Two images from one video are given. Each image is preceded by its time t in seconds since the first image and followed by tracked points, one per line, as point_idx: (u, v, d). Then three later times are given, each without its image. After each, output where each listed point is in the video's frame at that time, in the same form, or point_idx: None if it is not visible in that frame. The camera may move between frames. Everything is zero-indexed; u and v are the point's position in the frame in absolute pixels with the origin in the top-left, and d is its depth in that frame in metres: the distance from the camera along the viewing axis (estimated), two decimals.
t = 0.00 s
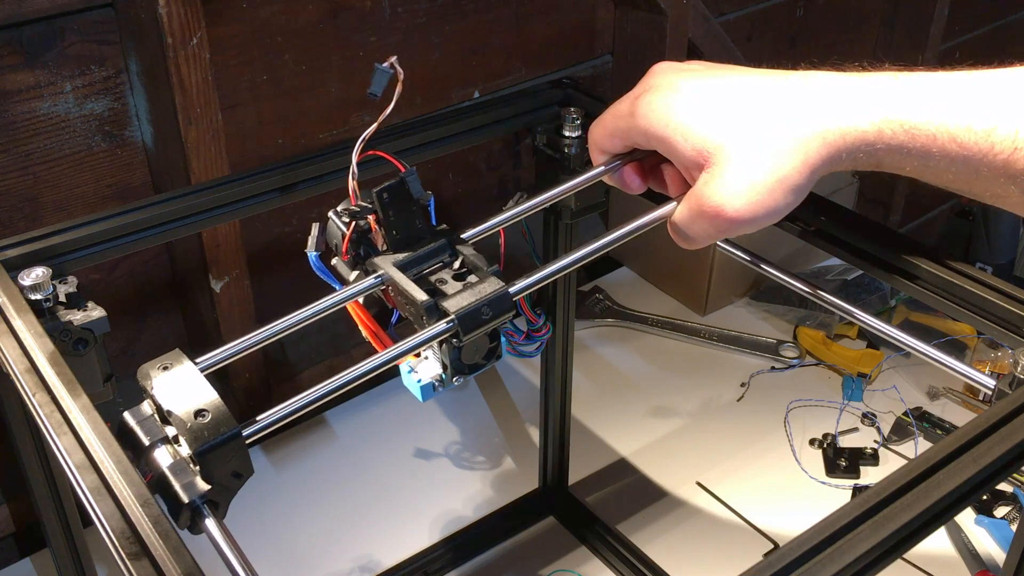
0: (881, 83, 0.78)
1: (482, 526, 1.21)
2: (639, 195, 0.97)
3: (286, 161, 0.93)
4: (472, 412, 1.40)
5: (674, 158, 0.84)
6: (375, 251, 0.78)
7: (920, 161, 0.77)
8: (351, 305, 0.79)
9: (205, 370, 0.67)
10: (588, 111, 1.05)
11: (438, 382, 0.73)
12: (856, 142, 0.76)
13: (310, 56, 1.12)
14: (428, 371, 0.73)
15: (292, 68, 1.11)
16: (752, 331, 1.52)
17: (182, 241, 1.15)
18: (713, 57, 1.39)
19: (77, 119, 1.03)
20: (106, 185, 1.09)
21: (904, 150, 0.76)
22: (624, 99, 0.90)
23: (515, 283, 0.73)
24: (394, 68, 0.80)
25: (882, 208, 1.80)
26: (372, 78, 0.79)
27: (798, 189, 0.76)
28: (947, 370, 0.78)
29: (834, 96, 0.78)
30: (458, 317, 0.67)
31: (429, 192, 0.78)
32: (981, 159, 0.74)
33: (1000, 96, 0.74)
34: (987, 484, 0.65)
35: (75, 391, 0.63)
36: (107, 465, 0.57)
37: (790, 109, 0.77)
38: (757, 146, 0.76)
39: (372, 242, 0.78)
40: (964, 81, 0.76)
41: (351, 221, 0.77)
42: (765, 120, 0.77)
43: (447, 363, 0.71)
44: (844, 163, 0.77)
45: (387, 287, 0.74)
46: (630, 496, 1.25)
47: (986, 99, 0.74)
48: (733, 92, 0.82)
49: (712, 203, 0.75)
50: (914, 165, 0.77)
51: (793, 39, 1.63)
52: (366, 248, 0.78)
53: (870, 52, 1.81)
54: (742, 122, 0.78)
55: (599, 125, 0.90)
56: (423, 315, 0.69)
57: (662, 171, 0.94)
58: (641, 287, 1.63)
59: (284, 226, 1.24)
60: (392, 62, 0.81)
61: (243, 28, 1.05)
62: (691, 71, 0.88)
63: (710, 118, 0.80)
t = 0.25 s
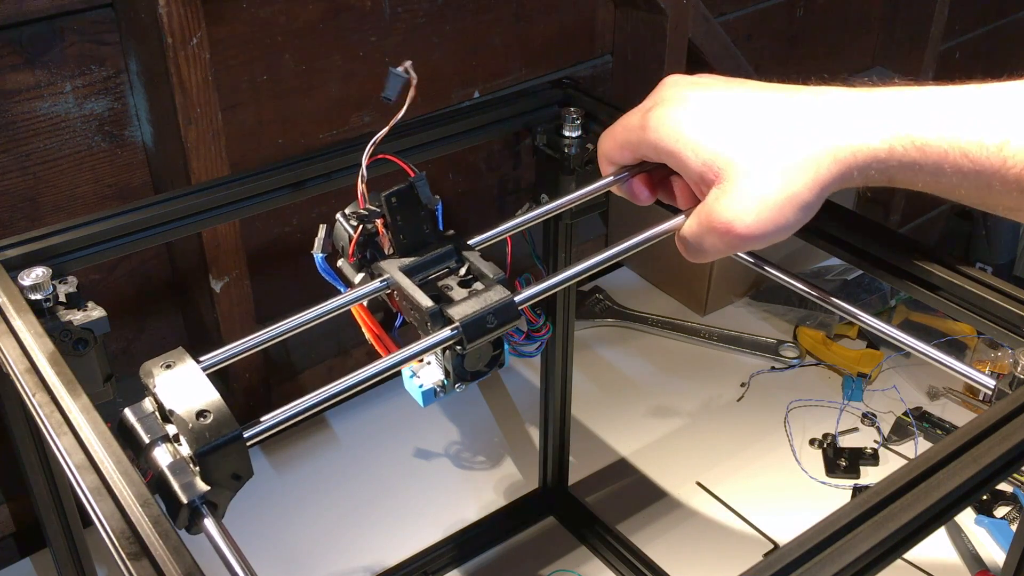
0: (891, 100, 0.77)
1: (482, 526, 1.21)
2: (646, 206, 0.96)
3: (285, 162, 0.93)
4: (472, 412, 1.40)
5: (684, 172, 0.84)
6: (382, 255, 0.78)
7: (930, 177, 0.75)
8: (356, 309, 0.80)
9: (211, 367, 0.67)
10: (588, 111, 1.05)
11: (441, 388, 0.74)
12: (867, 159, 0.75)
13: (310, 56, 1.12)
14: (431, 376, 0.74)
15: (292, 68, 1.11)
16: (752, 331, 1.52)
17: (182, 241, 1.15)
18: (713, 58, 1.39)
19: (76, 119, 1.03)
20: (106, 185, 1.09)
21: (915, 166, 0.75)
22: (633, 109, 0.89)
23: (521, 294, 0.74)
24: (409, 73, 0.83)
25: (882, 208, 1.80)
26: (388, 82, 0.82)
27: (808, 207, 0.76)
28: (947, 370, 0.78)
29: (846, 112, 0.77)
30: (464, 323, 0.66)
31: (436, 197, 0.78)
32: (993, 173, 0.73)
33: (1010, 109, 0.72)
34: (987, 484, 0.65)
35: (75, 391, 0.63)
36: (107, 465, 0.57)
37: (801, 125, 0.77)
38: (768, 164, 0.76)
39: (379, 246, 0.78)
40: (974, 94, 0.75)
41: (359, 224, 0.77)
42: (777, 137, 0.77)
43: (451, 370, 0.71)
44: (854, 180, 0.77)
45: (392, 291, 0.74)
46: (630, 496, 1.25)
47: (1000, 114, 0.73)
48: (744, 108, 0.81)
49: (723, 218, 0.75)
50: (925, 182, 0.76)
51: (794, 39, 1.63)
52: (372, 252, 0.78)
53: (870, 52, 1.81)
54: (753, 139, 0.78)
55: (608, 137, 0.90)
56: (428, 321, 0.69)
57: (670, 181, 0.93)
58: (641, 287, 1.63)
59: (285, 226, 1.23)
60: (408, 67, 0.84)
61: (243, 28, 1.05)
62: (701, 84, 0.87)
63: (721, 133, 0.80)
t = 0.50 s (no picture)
0: (903, 95, 0.76)
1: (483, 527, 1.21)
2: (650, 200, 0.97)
3: (285, 161, 0.93)
4: (472, 412, 1.39)
5: (692, 168, 0.83)
6: (387, 254, 0.77)
7: (940, 174, 0.76)
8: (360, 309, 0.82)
9: (213, 375, 0.66)
10: (588, 111, 1.05)
11: (446, 391, 0.78)
12: (877, 157, 0.75)
13: (310, 56, 1.12)
14: (436, 379, 0.77)
15: (292, 68, 1.11)
16: (752, 331, 1.51)
17: (182, 241, 1.15)
18: (713, 57, 1.39)
19: (76, 118, 1.03)
20: (106, 186, 1.09)
21: (926, 164, 0.75)
22: (640, 104, 0.89)
23: (529, 294, 0.74)
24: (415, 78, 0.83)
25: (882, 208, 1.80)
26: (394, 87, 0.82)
27: (816, 205, 0.76)
28: (947, 369, 0.78)
29: (855, 108, 0.77)
30: (471, 329, 0.66)
31: (441, 196, 0.78)
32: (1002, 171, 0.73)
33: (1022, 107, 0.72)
34: (988, 484, 0.65)
35: (75, 391, 0.63)
36: (107, 465, 0.57)
37: (810, 121, 0.76)
38: (777, 160, 0.76)
39: (384, 246, 0.78)
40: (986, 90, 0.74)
41: (363, 225, 0.77)
42: (784, 134, 0.76)
43: (457, 372, 0.72)
44: (864, 177, 0.76)
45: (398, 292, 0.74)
46: (630, 496, 1.25)
47: (1011, 109, 0.72)
48: (752, 103, 0.81)
49: (731, 216, 0.76)
50: (935, 178, 0.76)
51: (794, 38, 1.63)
52: (377, 251, 0.78)
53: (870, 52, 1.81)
54: (760, 137, 0.77)
55: (615, 130, 0.89)
56: (435, 325, 0.69)
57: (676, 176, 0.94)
58: (641, 287, 1.63)
59: (284, 226, 1.23)
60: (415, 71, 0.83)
61: (243, 28, 1.05)
62: (709, 77, 0.87)
63: (729, 130, 0.79)
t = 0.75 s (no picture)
0: (910, 91, 0.77)
1: (483, 527, 1.21)
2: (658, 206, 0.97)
3: (284, 161, 0.93)
4: (472, 412, 1.39)
5: (697, 169, 0.83)
6: (391, 261, 0.79)
7: (949, 170, 0.77)
8: (367, 319, 0.82)
9: (216, 382, 0.66)
10: (588, 111, 1.05)
11: (453, 396, 0.80)
12: (887, 151, 0.75)
13: (309, 56, 1.12)
14: (443, 386, 0.80)
15: (292, 68, 1.11)
16: (752, 331, 1.51)
17: (182, 241, 1.15)
18: (713, 57, 1.39)
19: (76, 118, 1.03)
20: (106, 185, 1.09)
21: (935, 159, 0.76)
22: (643, 107, 0.89)
23: (533, 297, 0.73)
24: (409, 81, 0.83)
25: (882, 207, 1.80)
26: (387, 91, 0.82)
27: (825, 202, 0.75)
28: (947, 369, 0.78)
29: (862, 103, 0.76)
30: (474, 331, 0.66)
31: (445, 203, 0.78)
32: (1013, 165, 0.74)
33: None
34: (987, 485, 0.65)
35: (75, 391, 0.63)
36: (107, 465, 0.57)
37: (818, 118, 0.76)
38: (784, 157, 0.75)
39: (388, 253, 0.79)
40: (995, 87, 0.76)
41: (366, 233, 0.78)
42: (791, 132, 0.76)
43: (463, 378, 0.71)
44: (872, 173, 0.76)
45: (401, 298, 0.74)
46: (629, 497, 1.25)
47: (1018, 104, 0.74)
48: (757, 102, 0.81)
49: (739, 215, 0.75)
50: (943, 173, 0.77)
51: (794, 38, 1.63)
52: (381, 258, 0.79)
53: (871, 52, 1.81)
54: (766, 134, 0.77)
55: (619, 135, 0.90)
56: (438, 329, 0.68)
57: (682, 182, 0.93)
58: (641, 287, 1.63)
59: (284, 226, 1.23)
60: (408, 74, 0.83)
61: (242, 27, 1.05)
62: (712, 77, 0.86)
63: (734, 129, 0.79)
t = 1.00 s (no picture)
0: (915, 99, 0.77)
1: (483, 527, 1.21)
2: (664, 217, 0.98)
3: (284, 161, 0.93)
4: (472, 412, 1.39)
5: (702, 179, 0.83)
6: (395, 278, 0.78)
7: (956, 177, 0.76)
8: (373, 338, 0.82)
9: (220, 404, 0.64)
10: (588, 111, 1.05)
11: (460, 413, 0.77)
12: (894, 159, 0.74)
13: (309, 56, 1.12)
14: (450, 403, 0.77)
15: (292, 68, 1.11)
16: (752, 331, 1.51)
17: (181, 241, 1.15)
18: (713, 57, 1.39)
19: (76, 118, 1.03)
20: (106, 186, 1.09)
21: (942, 167, 0.76)
22: (647, 118, 0.89)
23: (540, 310, 0.73)
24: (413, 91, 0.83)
25: (882, 207, 1.80)
26: (393, 101, 0.83)
27: (833, 210, 0.75)
28: (947, 369, 0.78)
29: (867, 112, 0.76)
30: (481, 345, 0.67)
31: (450, 218, 0.76)
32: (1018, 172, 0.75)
33: None
34: (987, 484, 0.65)
35: (75, 391, 0.63)
36: (107, 465, 0.57)
37: (823, 127, 0.76)
38: (790, 166, 0.75)
39: (392, 269, 0.78)
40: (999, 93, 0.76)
41: (370, 249, 0.78)
42: (797, 141, 0.76)
43: (471, 395, 0.71)
44: (879, 181, 0.76)
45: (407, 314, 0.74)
46: (629, 497, 1.25)
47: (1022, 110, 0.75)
48: (761, 111, 0.81)
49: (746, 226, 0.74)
50: (950, 181, 0.77)
51: (793, 38, 1.63)
52: (386, 275, 0.78)
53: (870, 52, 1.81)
54: (771, 144, 0.77)
55: (622, 147, 0.90)
56: (444, 344, 0.68)
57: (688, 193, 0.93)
58: (641, 287, 1.63)
59: (284, 226, 1.23)
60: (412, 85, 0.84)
61: (242, 27, 1.05)
62: (715, 88, 0.87)
63: (738, 139, 0.79)
